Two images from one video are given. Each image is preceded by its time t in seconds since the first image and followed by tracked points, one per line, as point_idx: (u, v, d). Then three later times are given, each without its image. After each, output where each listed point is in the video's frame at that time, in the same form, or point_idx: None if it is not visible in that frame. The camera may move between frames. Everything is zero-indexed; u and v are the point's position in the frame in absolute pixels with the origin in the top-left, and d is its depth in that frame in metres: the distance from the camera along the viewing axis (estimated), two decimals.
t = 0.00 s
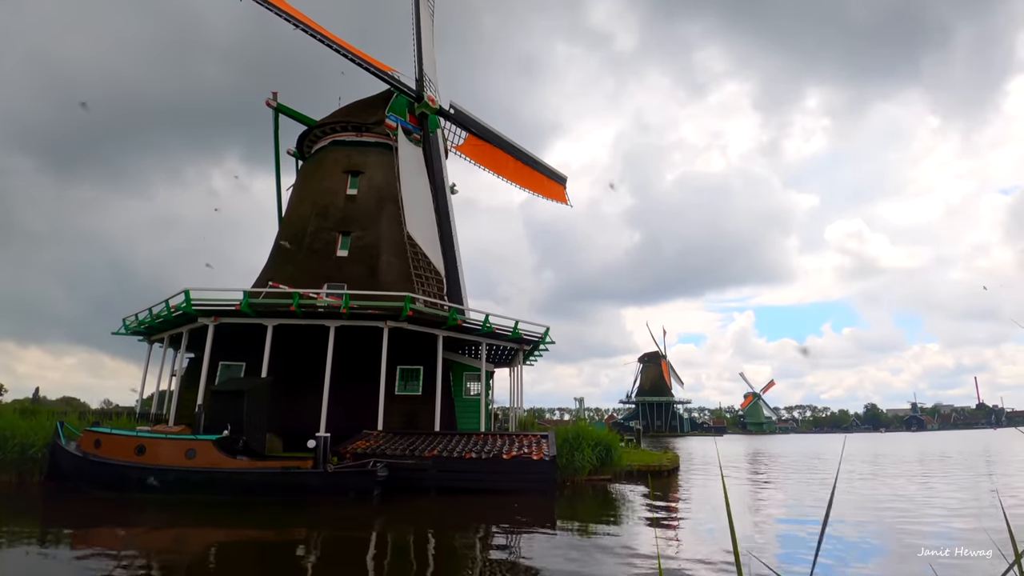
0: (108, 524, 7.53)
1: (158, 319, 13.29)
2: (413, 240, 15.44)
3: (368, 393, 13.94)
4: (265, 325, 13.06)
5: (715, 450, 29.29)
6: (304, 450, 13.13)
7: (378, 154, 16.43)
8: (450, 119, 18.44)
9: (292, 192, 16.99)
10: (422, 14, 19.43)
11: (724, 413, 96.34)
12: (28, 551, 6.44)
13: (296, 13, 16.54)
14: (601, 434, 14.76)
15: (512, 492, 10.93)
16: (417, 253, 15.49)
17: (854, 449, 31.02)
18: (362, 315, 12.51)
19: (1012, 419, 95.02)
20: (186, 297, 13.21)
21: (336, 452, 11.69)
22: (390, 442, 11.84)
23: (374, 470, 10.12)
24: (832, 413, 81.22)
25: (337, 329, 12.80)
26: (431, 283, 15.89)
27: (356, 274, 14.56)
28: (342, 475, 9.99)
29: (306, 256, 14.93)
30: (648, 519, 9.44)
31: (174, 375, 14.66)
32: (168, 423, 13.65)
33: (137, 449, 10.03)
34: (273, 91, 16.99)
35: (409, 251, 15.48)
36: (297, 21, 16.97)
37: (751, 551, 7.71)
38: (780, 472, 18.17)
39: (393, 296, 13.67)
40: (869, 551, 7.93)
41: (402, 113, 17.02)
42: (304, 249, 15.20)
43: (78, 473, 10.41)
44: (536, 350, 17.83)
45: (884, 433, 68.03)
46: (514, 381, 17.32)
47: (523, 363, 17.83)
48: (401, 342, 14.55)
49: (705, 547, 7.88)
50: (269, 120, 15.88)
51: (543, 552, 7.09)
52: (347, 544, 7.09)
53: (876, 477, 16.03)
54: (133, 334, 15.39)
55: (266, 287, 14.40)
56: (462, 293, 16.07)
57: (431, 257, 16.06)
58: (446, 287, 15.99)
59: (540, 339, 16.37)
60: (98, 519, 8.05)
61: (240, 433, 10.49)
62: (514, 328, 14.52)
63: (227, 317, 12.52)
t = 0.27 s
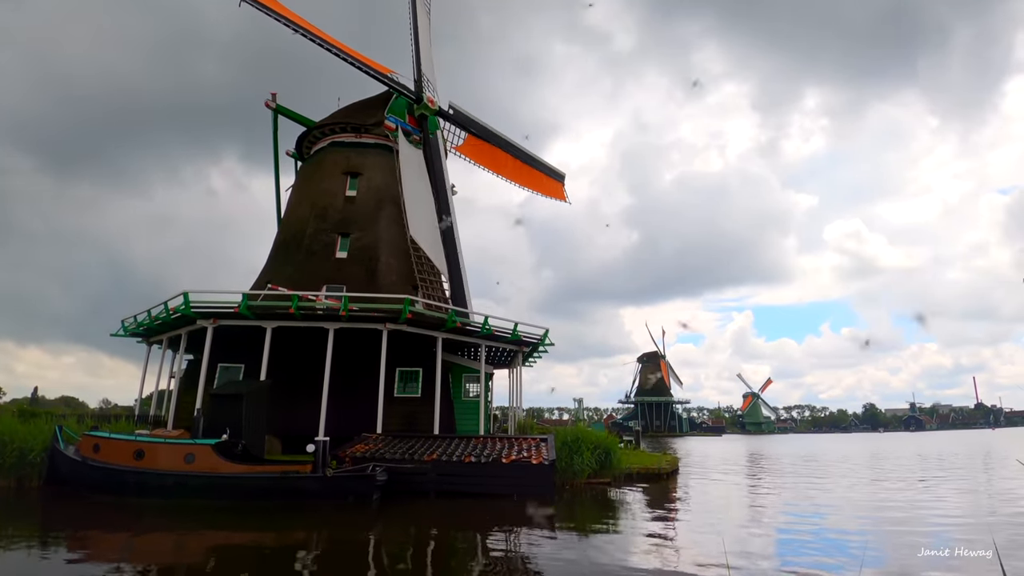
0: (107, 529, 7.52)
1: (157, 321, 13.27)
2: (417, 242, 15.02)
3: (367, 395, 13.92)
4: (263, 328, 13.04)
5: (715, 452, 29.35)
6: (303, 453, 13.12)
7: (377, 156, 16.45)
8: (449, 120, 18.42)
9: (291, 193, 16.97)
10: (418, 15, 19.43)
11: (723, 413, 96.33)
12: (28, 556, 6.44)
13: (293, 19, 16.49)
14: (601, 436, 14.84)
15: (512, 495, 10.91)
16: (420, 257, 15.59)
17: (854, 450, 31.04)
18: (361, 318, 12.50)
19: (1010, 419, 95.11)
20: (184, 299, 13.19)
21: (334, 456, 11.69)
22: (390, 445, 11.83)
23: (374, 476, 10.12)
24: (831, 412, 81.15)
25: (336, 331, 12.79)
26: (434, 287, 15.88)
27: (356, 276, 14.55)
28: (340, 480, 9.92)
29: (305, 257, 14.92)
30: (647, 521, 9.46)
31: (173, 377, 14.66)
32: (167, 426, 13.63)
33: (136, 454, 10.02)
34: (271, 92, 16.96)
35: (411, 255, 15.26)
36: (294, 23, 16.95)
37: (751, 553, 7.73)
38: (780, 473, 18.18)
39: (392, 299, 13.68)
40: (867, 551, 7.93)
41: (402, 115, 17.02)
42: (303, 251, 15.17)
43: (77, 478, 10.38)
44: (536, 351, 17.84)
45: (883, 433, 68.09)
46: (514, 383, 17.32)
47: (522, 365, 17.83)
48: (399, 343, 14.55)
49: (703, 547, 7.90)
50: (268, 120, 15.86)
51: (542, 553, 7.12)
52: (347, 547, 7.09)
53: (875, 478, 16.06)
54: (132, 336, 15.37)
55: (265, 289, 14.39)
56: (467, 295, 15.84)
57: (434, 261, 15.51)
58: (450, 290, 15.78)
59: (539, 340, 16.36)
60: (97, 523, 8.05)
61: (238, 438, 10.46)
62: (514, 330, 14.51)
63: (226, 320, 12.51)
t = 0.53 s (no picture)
0: (105, 533, 7.51)
1: (155, 323, 13.27)
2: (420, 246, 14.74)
3: (366, 397, 13.92)
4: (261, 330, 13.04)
5: (715, 453, 29.34)
6: (302, 456, 13.11)
7: (376, 157, 16.44)
8: (449, 120, 18.41)
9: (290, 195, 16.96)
10: (415, 15, 19.42)
11: (723, 413, 96.32)
12: (26, 560, 6.44)
13: (291, 24, 16.48)
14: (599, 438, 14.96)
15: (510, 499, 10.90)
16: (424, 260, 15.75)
17: (853, 450, 31.03)
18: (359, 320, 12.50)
19: (1010, 419, 95.13)
20: (183, 301, 13.18)
21: (333, 460, 11.68)
22: (388, 449, 11.84)
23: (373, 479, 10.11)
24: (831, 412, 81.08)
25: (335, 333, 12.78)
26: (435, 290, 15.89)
27: (355, 277, 14.54)
28: (338, 483, 9.91)
29: (303, 259, 14.91)
30: (646, 523, 9.45)
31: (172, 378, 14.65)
32: (166, 429, 13.62)
33: (135, 458, 10.02)
34: (270, 93, 16.95)
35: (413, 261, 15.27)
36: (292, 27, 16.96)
37: (749, 554, 7.75)
38: (779, 474, 18.18)
39: (391, 301, 13.68)
40: (864, 552, 7.93)
41: (401, 116, 17.01)
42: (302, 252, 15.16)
43: (75, 481, 10.37)
44: (535, 352, 17.83)
45: (882, 433, 68.13)
46: (513, 385, 17.31)
47: (521, 366, 17.82)
48: (398, 345, 14.53)
49: (700, 548, 7.90)
50: (267, 122, 15.86)
51: (541, 556, 7.13)
52: (346, 551, 7.10)
53: (875, 479, 16.07)
54: (131, 337, 15.36)
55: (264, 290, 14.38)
56: (472, 300, 15.84)
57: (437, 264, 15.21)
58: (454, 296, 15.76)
59: (538, 342, 16.35)
60: (96, 527, 8.04)
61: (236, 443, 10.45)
62: (513, 332, 14.50)
63: (224, 322, 12.50)
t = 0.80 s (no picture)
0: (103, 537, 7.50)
1: (153, 324, 13.25)
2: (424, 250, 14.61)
3: (365, 399, 13.92)
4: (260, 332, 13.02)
5: (714, 454, 29.35)
6: (300, 458, 13.10)
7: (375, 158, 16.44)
8: (449, 121, 18.41)
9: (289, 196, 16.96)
10: (413, 16, 19.43)
11: (721, 414, 96.36)
12: (25, 563, 6.45)
13: (290, 27, 16.47)
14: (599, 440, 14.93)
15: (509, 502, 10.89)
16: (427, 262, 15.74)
17: (851, 452, 31.08)
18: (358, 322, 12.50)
19: (1008, 420, 95.17)
20: (182, 303, 13.17)
21: (331, 463, 11.67)
22: (386, 452, 11.84)
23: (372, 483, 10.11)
24: (829, 413, 81.08)
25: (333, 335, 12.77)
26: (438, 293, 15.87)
27: (354, 278, 14.54)
28: (336, 486, 9.90)
29: (302, 260, 14.91)
30: (644, 525, 9.47)
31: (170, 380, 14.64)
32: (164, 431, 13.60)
33: (133, 461, 10.01)
34: (269, 94, 16.94)
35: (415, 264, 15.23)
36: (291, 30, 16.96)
37: (746, 555, 7.77)
38: (778, 476, 18.21)
39: (390, 303, 13.69)
40: (862, 555, 7.91)
41: (400, 118, 17.02)
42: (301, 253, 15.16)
43: (73, 484, 10.35)
44: (534, 354, 17.83)
45: (880, 434, 68.20)
46: (512, 386, 17.32)
47: (520, 368, 17.83)
48: (397, 347, 14.52)
49: (699, 550, 7.92)
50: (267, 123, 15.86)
51: (539, 559, 7.13)
52: (344, 555, 7.10)
53: (873, 481, 16.10)
54: (129, 338, 15.34)
55: (263, 292, 14.37)
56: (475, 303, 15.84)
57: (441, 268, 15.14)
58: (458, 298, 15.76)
59: (537, 344, 16.36)
60: (94, 531, 8.02)
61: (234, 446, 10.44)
62: (512, 334, 14.50)
63: (223, 323, 12.49)
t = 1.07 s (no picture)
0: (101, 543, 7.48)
1: (152, 328, 13.24)
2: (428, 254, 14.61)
3: (364, 403, 13.89)
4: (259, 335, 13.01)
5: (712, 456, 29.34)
6: (300, 462, 13.07)
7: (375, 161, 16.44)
8: (448, 124, 18.42)
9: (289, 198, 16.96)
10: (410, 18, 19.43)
11: (720, 416, 96.35)
12: (23, 569, 6.44)
13: (288, 34, 16.47)
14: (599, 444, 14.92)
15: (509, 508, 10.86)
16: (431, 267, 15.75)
17: (850, 453, 31.08)
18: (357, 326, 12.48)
19: (1006, 422, 95.25)
20: (181, 306, 13.15)
21: (331, 468, 11.65)
22: (386, 457, 11.83)
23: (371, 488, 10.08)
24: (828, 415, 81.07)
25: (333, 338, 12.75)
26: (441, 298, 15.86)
27: (354, 281, 14.54)
28: (335, 492, 9.87)
29: (302, 263, 14.90)
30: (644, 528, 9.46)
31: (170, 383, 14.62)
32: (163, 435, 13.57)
33: (132, 466, 10.00)
34: (269, 97, 16.94)
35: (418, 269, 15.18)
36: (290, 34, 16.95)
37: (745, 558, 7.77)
38: (777, 478, 18.21)
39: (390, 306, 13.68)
40: (860, 556, 7.94)
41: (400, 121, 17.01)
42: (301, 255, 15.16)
43: (72, 489, 10.32)
44: (533, 357, 17.81)
45: (878, 436, 68.25)
46: (511, 390, 17.30)
47: (519, 371, 17.81)
48: (396, 351, 14.50)
49: (697, 553, 7.93)
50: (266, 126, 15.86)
51: (538, 564, 7.12)
52: (343, 560, 7.09)
53: (872, 483, 16.10)
54: (128, 341, 15.31)
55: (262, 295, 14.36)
56: (479, 307, 15.85)
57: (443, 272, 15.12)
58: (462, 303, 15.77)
59: (537, 347, 16.35)
60: (92, 537, 8.00)
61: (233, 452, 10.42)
62: (512, 337, 14.50)
63: (222, 327, 12.47)
